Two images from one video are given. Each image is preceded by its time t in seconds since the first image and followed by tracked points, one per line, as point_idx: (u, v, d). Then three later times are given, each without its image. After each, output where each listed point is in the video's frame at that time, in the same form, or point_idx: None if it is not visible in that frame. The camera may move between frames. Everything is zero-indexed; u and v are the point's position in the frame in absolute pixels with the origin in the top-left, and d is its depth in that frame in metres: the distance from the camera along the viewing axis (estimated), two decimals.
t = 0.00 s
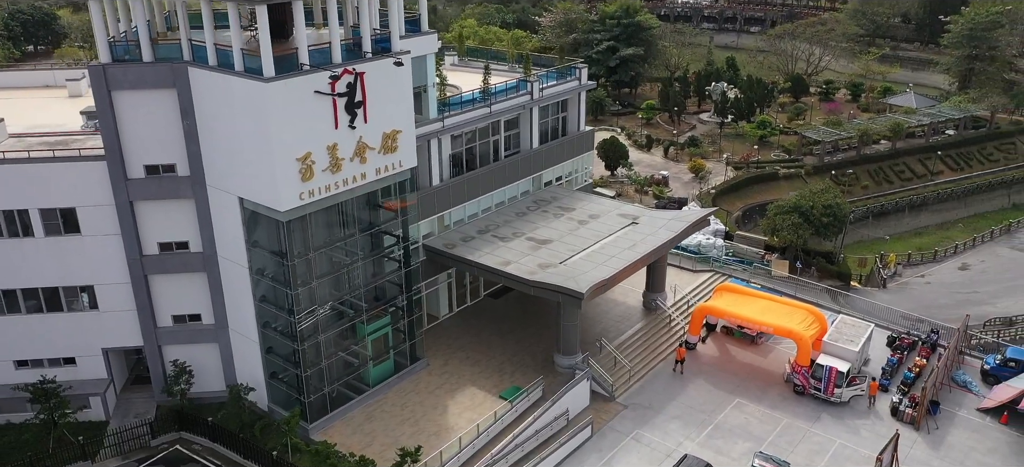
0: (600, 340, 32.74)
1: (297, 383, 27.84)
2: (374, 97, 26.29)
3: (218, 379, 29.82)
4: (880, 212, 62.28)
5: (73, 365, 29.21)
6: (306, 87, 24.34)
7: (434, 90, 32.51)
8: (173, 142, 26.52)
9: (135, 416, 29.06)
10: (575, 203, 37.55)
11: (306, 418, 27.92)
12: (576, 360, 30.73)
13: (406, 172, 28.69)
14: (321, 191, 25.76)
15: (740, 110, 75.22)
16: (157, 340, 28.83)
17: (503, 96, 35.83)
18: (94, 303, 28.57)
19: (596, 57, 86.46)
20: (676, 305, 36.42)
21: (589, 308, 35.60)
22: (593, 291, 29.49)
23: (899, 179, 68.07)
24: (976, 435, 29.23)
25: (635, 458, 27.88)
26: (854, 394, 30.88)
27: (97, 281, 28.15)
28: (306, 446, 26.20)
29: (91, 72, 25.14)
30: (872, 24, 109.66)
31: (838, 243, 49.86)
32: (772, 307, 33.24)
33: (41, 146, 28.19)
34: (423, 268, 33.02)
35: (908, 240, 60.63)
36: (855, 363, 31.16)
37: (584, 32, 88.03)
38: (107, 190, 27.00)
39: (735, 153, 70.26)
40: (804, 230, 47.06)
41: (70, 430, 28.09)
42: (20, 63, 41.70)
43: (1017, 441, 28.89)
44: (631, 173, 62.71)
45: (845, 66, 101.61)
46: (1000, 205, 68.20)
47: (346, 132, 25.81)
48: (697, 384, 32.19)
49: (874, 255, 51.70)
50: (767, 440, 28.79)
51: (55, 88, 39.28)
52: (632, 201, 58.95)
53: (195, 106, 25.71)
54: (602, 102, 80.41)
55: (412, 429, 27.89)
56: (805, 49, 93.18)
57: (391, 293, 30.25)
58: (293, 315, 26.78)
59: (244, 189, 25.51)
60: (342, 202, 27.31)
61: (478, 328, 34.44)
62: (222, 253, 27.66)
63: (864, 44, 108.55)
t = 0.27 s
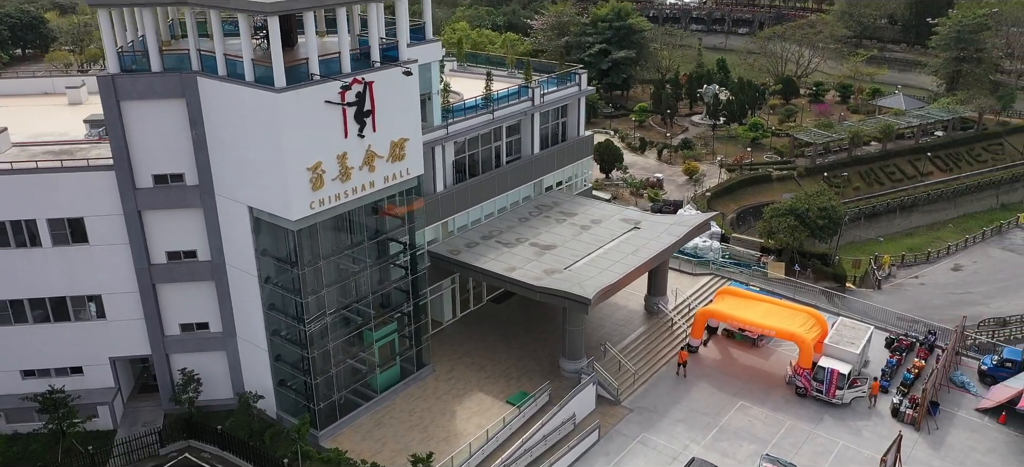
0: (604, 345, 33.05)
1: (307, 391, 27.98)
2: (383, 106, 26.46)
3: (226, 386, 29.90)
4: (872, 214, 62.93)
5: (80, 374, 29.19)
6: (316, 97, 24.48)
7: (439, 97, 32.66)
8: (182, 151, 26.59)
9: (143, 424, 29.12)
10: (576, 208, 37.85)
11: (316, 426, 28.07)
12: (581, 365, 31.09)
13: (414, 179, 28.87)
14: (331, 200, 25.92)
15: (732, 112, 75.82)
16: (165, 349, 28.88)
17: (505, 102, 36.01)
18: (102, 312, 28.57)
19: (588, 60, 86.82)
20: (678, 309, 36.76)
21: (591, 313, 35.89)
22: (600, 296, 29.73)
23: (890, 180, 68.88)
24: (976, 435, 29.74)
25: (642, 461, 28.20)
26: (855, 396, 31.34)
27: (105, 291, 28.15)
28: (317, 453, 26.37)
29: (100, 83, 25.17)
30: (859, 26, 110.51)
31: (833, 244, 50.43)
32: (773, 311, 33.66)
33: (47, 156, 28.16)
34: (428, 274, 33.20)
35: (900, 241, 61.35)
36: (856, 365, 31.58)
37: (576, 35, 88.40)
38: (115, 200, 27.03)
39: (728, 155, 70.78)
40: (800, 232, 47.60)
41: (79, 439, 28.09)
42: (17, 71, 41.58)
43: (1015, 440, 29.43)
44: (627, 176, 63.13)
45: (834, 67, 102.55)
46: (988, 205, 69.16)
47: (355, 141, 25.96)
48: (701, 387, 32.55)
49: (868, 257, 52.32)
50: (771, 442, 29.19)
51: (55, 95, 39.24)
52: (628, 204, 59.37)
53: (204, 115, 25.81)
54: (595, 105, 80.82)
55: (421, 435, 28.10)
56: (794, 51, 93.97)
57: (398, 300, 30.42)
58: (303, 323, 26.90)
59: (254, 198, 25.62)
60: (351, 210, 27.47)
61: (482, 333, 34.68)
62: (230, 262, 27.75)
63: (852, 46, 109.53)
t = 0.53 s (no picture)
0: (610, 348, 33.38)
1: (318, 398, 28.14)
2: (393, 115, 26.63)
3: (235, 394, 29.98)
4: (864, 214, 63.53)
5: (89, 383, 29.17)
6: (329, 106, 24.62)
7: (444, 104, 32.85)
8: (192, 160, 26.66)
9: (153, 433, 29.14)
10: (579, 212, 38.16)
11: (328, 433, 28.23)
12: (588, 369, 31.41)
13: (422, 187, 29.06)
14: (343, 208, 26.08)
15: (724, 114, 76.46)
16: (174, 357, 28.93)
17: (508, 108, 36.21)
18: (111, 322, 28.57)
19: (581, 62, 87.12)
20: (680, 311, 37.13)
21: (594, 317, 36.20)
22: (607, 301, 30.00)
23: (881, 181, 69.64)
24: (976, 434, 30.27)
25: (650, 465, 28.54)
26: (858, 397, 31.81)
27: (114, 300, 28.16)
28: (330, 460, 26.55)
29: (111, 93, 25.20)
30: (847, 27, 111.35)
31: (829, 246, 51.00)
32: (775, 314, 34.09)
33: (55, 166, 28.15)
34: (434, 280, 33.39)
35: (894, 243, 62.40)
36: (858, 367, 32.12)
37: (569, 38, 88.64)
38: (125, 209, 27.07)
39: (721, 158, 71.32)
40: (797, 234, 48.10)
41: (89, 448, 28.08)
42: (16, 78, 41.42)
43: (1015, 439, 29.97)
44: (622, 179, 63.52)
45: (823, 69, 103.43)
46: (977, 206, 70.10)
47: (366, 150, 26.12)
48: (705, 389, 32.92)
49: (863, 258, 52.92)
50: (777, 444, 29.60)
51: (56, 103, 39.15)
52: (624, 207, 59.74)
53: (215, 125, 25.92)
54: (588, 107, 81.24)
55: (431, 441, 28.31)
56: (785, 53, 94.61)
57: (407, 307, 30.57)
58: (314, 331, 27.04)
59: (267, 207, 25.74)
60: (361, 219, 27.64)
61: (487, 338, 34.92)
62: (240, 270, 27.83)
63: (841, 47, 110.50)
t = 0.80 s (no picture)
0: (617, 352, 33.72)
1: (331, 405, 28.32)
2: (404, 124, 26.83)
3: (246, 401, 30.08)
4: (858, 215, 63.94)
5: (99, 392, 29.20)
6: (343, 116, 24.78)
7: (451, 111, 33.10)
8: (205, 169, 26.74)
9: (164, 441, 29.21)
10: (583, 217, 38.49)
11: (341, 439, 28.42)
12: (595, 373, 31.75)
13: (432, 194, 29.27)
14: (356, 217, 26.27)
15: (717, 115, 77.09)
16: (186, 365, 28.99)
17: (512, 114, 36.47)
18: (122, 330, 28.60)
19: (574, 65, 87.51)
20: (684, 315, 37.56)
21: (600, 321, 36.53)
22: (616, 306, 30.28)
23: (873, 182, 70.41)
24: (977, 434, 30.83)
25: None
26: (861, 398, 32.29)
27: (125, 309, 28.20)
28: None
29: (124, 103, 25.26)
30: (836, 28, 112.41)
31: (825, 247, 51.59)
32: (779, 317, 34.54)
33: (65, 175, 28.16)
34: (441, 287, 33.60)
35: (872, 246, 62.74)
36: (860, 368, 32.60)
37: (561, 41, 88.86)
38: (137, 219, 27.12)
39: (715, 160, 71.92)
40: (794, 236, 48.62)
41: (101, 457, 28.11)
42: (16, 86, 41.32)
43: (1015, 438, 30.55)
44: (619, 182, 63.99)
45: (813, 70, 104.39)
46: (967, 206, 71.10)
47: (379, 159, 26.31)
48: (711, 392, 33.30)
49: (859, 259, 53.54)
50: (783, 445, 30.03)
51: (58, 110, 39.10)
52: (621, 209, 60.10)
53: (228, 134, 26.03)
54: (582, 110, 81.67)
55: (443, 446, 28.53)
56: (776, 54, 95.37)
57: (416, 313, 30.74)
58: (327, 339, 27.21)
59: (280, 216, 25.89)
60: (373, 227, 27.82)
61: (494, 344, 35.18)
62: (252, 278, 27.93)
63: (830, 48, 111.57)
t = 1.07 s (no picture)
0: (624, 355, 34.09)
1: (346, 412, 28.49)
2: (417, 132, 27.04)
3: (258, 408, 30.18)
4: (852, 216, 64.54)
5: (112, 400, 29.24)
6: (358, 125, 24.94)
7: (459, 117, 33.32)
8: (218, 178, 26.82)
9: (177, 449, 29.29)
10: (587, 221, 38.84)
11: (355, 446, 28.59)
12: (604, 377, 32.08)
13: (443, 202, 29.49)
14: (371, 225, 26.45)
15: (710, 117, 77.66)
16: (198, 373, 29.05)
17: (518, 119, 36.71)
18: (134, 339, 28.65)
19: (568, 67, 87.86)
20: (688, 317, 37.99)
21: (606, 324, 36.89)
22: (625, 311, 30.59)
23: (866, 183, 71.19)
24: (980, 433, 31.42)
25: None
26: (865, 399, 32.79)
27: (138, 318, 28.24)
28: None
29: (139, 113, 25.31)
30: (824, 30, 113.31)
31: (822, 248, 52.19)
32: (783, 319, 35.00)
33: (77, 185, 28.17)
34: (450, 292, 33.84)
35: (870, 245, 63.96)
36: (864, 369, 33.07)
37: (555, 43, 89.08)
38: (151, 228, 27.19)
39: (710, 162, 72.51)
40: (793, 238, 49.14)
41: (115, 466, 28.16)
42: (17, 93, 41.16)
43: (1017, 437, 31.15)
44: (615, 184, 64.40)
45: (803, 72, 105.26)
46: (957, 206, 72.06)
47: (393, 167, 26.51)
48: (718, 394, 33.71)
49: (855, 259, 54.17)
50: (791, 446, 30.47)
51: (60, 117, 39.01)
52: (618, 212, 60.47)
53: (243, 143, 26.15)
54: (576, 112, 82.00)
55: (457, 451, 28.75)
56: (767, 56, 96.08)
57: (427, 319, 30.91)
58: (342, 346, 27.37)
59: (296, 224, 26.03)
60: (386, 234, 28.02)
61: (502, 348, 35.44)
62: (266, 286, 28.04)
63: (819, 50, 112.55)
